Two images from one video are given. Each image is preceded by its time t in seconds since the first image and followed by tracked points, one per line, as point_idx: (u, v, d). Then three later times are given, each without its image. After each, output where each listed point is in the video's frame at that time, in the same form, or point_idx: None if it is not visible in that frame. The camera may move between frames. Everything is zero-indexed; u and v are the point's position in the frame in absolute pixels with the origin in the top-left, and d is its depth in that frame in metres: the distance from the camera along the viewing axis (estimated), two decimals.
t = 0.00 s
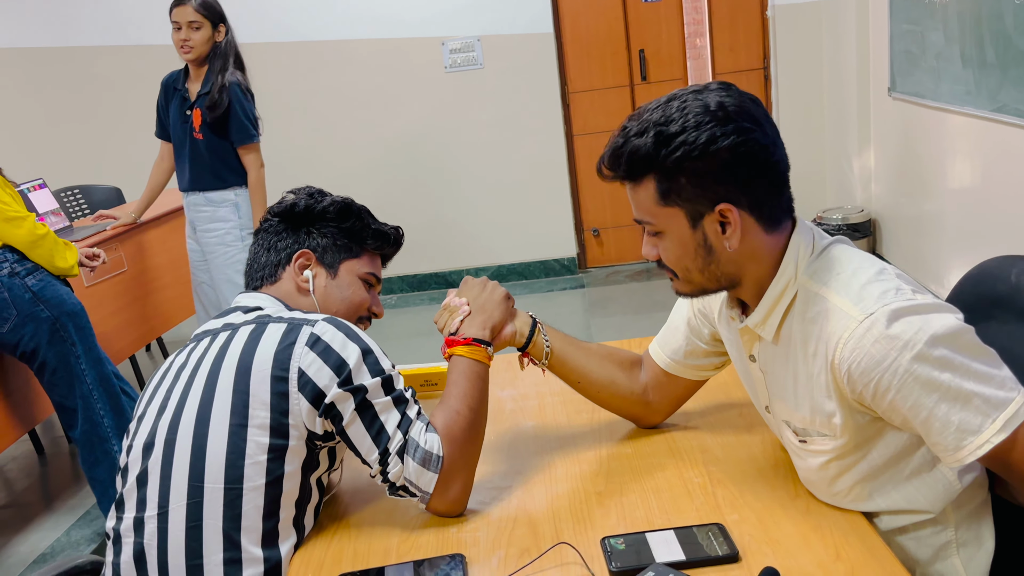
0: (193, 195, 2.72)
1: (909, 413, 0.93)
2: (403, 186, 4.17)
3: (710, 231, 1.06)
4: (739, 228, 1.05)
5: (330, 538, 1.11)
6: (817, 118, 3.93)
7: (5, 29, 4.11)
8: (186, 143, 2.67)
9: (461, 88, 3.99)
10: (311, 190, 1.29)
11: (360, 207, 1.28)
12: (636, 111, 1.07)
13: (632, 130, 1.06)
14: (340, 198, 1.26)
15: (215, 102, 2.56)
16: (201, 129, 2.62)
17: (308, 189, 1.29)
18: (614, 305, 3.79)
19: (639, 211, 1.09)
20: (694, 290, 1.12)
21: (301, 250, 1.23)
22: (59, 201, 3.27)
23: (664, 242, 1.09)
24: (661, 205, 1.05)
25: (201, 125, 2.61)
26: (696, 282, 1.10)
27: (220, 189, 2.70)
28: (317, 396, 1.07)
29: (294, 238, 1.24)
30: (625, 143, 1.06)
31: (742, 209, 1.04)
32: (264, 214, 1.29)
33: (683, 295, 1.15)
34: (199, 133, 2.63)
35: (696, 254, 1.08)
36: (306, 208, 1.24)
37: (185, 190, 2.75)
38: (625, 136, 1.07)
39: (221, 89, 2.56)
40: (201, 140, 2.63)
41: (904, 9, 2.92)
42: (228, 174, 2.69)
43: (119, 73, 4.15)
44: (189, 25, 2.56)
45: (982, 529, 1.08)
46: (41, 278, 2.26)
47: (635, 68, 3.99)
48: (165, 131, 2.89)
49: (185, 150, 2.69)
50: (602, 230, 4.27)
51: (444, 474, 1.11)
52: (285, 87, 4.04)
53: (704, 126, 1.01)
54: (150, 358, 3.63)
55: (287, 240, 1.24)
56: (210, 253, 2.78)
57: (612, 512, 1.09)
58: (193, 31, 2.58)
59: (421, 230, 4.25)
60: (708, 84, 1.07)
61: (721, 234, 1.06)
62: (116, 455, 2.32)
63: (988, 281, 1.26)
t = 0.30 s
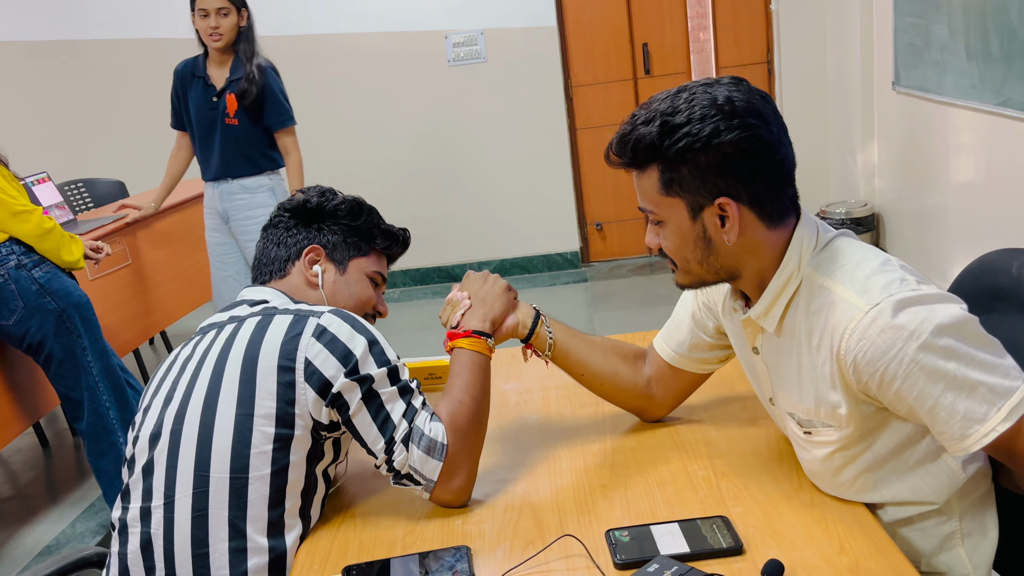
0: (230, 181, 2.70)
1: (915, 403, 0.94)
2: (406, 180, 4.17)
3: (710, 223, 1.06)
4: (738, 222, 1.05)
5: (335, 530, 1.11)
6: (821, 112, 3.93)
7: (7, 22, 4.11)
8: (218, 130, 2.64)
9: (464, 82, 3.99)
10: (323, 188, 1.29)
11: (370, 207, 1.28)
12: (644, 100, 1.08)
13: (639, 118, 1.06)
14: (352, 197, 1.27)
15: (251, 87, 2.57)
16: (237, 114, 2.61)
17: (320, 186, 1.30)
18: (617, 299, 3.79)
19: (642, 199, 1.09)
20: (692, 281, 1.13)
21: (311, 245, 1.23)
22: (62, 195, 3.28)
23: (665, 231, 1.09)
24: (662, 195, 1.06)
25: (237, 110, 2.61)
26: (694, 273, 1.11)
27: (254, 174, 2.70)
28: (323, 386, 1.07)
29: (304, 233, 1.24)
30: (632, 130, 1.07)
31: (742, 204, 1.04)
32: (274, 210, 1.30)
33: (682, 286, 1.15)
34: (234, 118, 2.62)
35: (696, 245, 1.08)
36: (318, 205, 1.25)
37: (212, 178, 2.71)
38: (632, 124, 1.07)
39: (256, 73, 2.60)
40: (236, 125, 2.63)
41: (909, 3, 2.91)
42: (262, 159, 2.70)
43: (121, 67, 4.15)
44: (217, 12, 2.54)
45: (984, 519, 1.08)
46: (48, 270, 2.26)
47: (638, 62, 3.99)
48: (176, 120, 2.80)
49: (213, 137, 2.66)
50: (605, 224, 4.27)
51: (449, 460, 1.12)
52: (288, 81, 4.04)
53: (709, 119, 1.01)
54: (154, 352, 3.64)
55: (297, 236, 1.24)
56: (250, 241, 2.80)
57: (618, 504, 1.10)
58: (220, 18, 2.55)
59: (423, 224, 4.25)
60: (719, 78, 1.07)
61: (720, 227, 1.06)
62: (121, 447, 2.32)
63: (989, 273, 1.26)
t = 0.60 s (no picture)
0: (270, 179, 2.60)
1: (925, 403, 0.94)
2: (408, 180, 4.18)
3: (718, 225, 1.06)
4: (747, 224, 1.05)
5: (338, 530, 1.11)
6: (824, 112, 3.92)
7: (10, 22, 4.11)
8: (254, 128, 2.55)
9: (466, 82, 3.99)
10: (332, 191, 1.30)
11: (380, 212, 1.29)
12: (651, 102, 1.08)
13: (646, 120, 1.07)
14: (361, 202, 1.28)
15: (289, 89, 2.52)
16: (274, 112, 2.54)
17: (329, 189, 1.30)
18: (619, 299, 3.79)
19: (649, 202, 1.09)
20: (699, 283, 1.13)
21: (319, 247, 1.23)
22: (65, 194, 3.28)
23: (672, 233, 1.09)
24: (670, 197, 1.06)
25: (275, 108, 2.54)
26: (701, 276, 1.11)
27: (290, 169, 2.61)
28: (325, 387, 1.08)
29: (313, 235, 1.24)
30: (639, 133, 1.07)
31: (750, 205, 1.04)
32: (283, 211, 1.30)
33: (688, 289, 1.15)
34: (272, 117, 2.54)
35: (704, 247, 1.08)
36: (327, 208, 1.26)
37: (245, 176, 2.61)
38: (640, 127, 1.07)
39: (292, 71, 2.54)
40: (273, 124, 2.56)
41: (911, 3, 2.91)
42: (297, 155, 2.62)
43: (124, 67, 4.16)
44: (252, 10, 2.46)
45: (988, 519, 1.09)
46: (53, 270, 2.27)
47: (640, 61, 3.99)
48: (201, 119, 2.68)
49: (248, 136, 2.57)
50: (608, 223, 4.26)
51: (452, 463, 1.12)
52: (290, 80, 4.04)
53: (717, 120, 1.01)
54: (156, 351, 3.65)
55: (305, 237, 1.24)
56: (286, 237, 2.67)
57: (620, 506, 1.10)
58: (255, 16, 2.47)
59: (425, 224, 4.25)
60: (724, 81, 1.07)
61: (728, 229, 1.06)
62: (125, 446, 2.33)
63: (987, 275, 1.26)
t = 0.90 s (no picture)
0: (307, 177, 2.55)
1: (939, 402, 0.94)
2: (409, 182, 4.18)
3: (729, 223, 1.06)
4: (758, 222, 1.05)
5: (338, 532, 1.12)
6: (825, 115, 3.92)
7: (11, 24, 4.12)
8: (290, 128, 2.51)
9: (467, 84, 3.99)
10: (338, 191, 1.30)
11: (384, 214, 1.29)
12: (662, 101, 1.08)
13: (657, 118, 1.06)
14: (366, 203, 1.28)
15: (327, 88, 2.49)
16: (312, 110, 2.51)
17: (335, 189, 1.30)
18: (620, 302, 3.79)
19: (659, 200, 1.09)
20: (710, 281, 1.12)
21: (319, 248, 1.23)
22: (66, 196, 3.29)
23: (683, 231, 1.09)
24: (682, 194, 1.06)
25: (313, 106, 2.50)
26: (710, 274, 1.11)
27: (324, 169, 2.56)
28: (323, 393, 1.08)
29: (315, 234, 1.24)
30: (650, 130, 1.07)
31: (762, 203, 1.04)
32: (287, 208, 1.30)
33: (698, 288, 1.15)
34: (309, 115, 2.50)
35: (714, 245, 1.08)
36: (331, 207, 1.26)
37: (278, 175, 2.54)
38: (651, 124, 1.07)
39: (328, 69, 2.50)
40: (310, 122, 2.52)
41: (912, 5, 2.91)
42: (332, 154, 2.58)
43: (125, 68, 4.16)
44: (287, 7, 2.42)
45: (993, 520, 1.09)
46: (55, 271, 2.27)
47: (641, 64, 3.99)
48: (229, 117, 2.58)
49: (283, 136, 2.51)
50: (609, 226, 4.26)
51: (452, 469, 1.12)
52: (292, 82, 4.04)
53: (730, 118, 1.01)
54: (157, 353, 3.65)
55: (307, 236, 1.24)
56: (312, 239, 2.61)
57: (621, 509, 1.10)
58: (290, 14, 2.43)
59: (426, 226, 4.26)
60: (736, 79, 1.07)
61: (739, 227, 1.06)
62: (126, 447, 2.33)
63: (985, 274, 1.27)
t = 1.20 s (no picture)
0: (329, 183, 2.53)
1: (951, 412, 0.94)
2: (410, 187, 4.18)
3: (736, 234, 1.06)
4: (766, 234, 1.05)
5: (340, 545, 1.12)
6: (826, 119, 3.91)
7: (12, 31, 4.13)
8: (314, 134, 2.47)
9: (468, 90, 4.00)
10: (345, 188, 1.28)
11: (392, 218, 1.29)
12: (672, 108, 1.07)
13: (667, 126, 1.06)
14: (375, 205, 1.27)
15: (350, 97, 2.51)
16: (335, 118, 2.51)
17: (342, 186, 1.29)
18: (620, 308, 3.79)
19: (667, 207, 1.09)
20: (715, 290, 1.12)
21: (324, 249, 1.22)
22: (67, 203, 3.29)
23: (689, 239, 1.09)
24: (690, 203, 1.06)
25: (336, 114, 2.51)
26: (716, 283, 1.11)
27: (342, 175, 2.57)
28: (324, 411, 1.07)
29: (323, 234, 1.23)
30: (660, 138, 1.06)
31: (770, 214, 1.04)
32: (293, 202, 1.28)
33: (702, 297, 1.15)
34: (333, 122, 2.50)
35: (721, 255, 1.08)
36: (340, 207, 1.24)
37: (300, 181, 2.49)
38: (660, 132, 1.07)
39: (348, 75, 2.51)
40: (333, 130, 2.52)
41: (912, 12, 2.91)
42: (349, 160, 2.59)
43: (126, 74, 4.17)
44: (308, 13, 2.37)
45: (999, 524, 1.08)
46: (55, 278, 2.27)
47: (642, 71, 4.00)
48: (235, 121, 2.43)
49: (305, 142, 2.47)
50: (609, 232, 4.27)
51: (456, 485, 1.11)
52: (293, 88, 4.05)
53: (742, 128, 1.00)
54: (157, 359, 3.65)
55: (313, 235, 1.23)
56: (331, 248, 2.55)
57: (623, 518, 1.09)
58: (310, 19, 2.38)
59: (427, 232, 4.26)
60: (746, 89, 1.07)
61: (747, 238, 1.06)
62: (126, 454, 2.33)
63: (976, 278, 1.28)
